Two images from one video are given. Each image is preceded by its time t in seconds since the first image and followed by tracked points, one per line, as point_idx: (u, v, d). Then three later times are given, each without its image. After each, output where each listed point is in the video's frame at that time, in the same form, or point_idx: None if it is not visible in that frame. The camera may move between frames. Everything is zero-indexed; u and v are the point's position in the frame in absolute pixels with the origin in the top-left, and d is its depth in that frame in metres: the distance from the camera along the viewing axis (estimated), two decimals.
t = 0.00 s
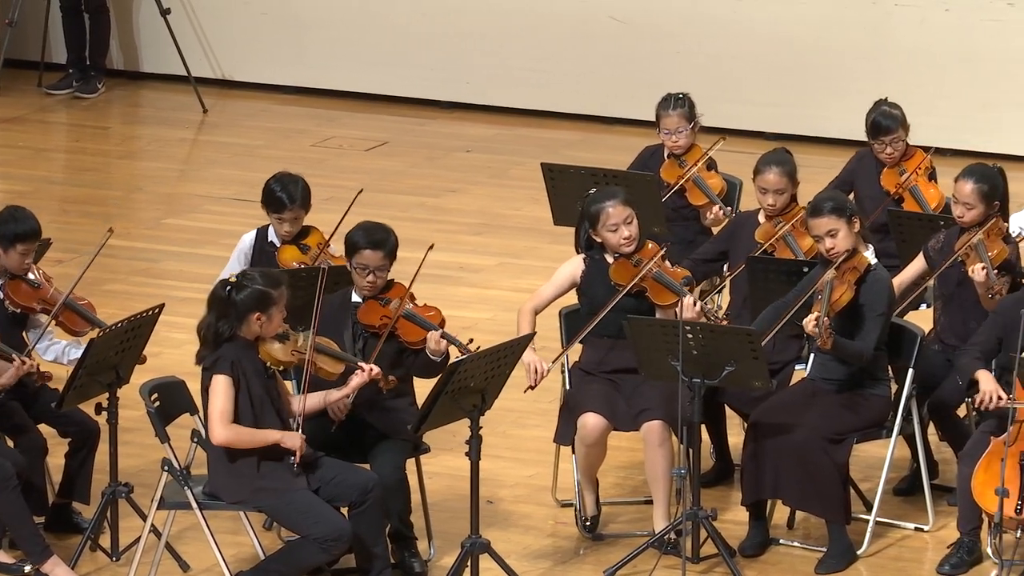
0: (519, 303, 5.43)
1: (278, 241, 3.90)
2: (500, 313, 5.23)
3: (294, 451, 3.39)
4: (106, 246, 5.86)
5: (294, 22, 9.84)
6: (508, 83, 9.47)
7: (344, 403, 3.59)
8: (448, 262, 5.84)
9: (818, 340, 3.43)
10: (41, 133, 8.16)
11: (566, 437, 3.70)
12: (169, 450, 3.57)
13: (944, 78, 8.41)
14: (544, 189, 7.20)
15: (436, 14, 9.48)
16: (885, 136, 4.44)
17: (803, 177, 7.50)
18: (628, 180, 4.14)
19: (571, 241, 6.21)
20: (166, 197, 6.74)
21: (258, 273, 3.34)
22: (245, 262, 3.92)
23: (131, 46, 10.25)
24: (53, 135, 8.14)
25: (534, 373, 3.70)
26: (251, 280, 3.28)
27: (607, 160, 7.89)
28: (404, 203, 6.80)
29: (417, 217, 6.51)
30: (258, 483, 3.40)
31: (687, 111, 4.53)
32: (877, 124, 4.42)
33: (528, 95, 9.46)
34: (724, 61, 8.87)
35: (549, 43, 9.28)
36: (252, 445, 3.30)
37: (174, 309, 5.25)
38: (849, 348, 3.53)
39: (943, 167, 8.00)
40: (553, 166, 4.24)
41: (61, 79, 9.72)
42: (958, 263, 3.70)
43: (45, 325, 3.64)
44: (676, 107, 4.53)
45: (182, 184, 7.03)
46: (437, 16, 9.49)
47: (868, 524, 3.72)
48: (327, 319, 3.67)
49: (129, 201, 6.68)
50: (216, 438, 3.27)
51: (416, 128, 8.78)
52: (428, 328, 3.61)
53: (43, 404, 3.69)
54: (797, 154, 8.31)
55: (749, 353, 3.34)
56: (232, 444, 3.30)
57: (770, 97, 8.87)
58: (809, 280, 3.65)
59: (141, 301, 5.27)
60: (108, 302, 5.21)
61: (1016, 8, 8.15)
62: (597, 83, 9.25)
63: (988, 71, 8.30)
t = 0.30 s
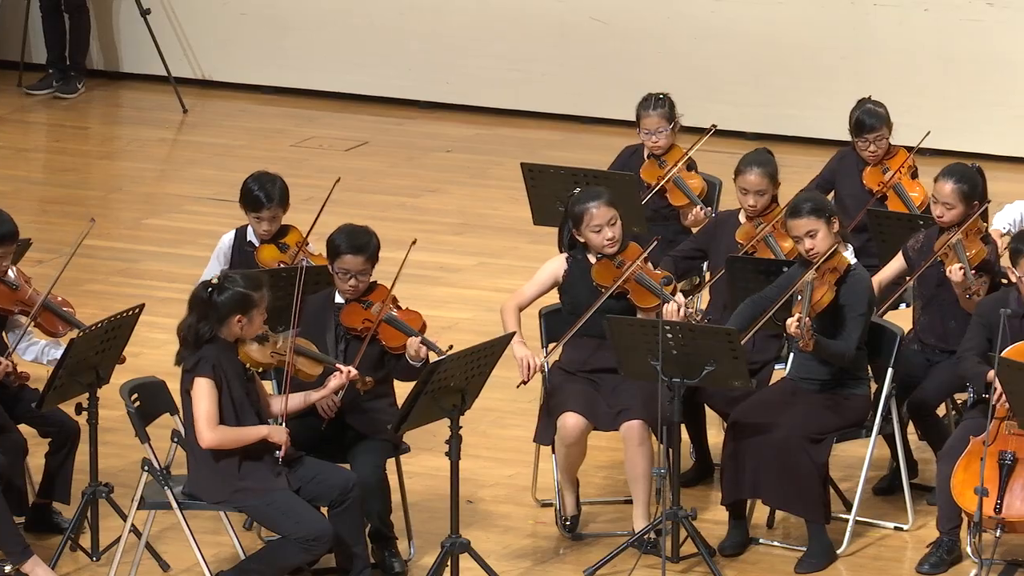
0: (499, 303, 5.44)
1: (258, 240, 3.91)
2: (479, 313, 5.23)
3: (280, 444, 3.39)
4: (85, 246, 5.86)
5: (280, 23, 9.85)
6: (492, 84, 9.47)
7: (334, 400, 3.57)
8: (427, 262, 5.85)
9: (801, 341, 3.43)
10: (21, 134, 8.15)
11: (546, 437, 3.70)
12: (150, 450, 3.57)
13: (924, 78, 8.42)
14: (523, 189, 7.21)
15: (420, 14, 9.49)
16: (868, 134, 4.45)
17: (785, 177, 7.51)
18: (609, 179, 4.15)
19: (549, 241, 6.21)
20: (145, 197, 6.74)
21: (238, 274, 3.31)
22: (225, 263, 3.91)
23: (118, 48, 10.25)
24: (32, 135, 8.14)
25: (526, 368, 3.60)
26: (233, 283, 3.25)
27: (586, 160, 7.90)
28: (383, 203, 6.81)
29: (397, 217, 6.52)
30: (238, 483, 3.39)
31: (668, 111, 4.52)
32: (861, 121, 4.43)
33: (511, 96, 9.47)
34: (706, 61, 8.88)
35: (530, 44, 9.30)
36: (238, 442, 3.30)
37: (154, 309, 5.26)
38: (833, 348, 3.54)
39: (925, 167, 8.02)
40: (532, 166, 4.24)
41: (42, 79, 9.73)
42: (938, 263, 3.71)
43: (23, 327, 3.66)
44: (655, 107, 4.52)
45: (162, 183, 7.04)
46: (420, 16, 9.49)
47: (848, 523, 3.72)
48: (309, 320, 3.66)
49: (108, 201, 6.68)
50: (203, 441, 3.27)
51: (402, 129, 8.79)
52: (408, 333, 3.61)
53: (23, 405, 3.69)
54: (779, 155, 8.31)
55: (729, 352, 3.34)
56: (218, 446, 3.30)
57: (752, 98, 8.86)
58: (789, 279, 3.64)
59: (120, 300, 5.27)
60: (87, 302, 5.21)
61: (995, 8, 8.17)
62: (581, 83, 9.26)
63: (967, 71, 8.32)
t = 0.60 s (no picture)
0: (479, 303, 5.43)
1: (237, 241, 3.92)
2: (459, 312, 5.23)
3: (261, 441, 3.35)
4: (63, 246, 5.86)
5: (264, 23, 9.84)
6: (477, 84, 9.47)
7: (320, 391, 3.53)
8: (407, 262, 5.85)
9: (783, 336, 3.44)
10: (3, 134, 8.16)
11: (526, 437, 3.69)
12: (129, 451, 3.56)
13: (904, 78, 8.40)
14: (504, 189, 7.22)
15: (404, 14, 9.49)
16: (854, 132, 4.44)
17: (765, 178, 7.50)
18: (590, 178, 4.15)
19: (529, 241, 6.21)
20: (125, 197, 6.74)
21: (219, 276, 3.27)
22: (206, 262, 3.91)
23: (106, 49, 10.25)
24: (12, 135, 8.14)
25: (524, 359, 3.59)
26: (216, 284, 3.20)
27: (567, 160, 7.90)
28: (363, 202, 6.81)
29: (377, 217, 6.52)
30: (218, 483, 3.38)
31: (648, 110, 4.51)
32: (846, 120, 4.42)
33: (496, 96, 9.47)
34: (687, 60, 8.87)
35: (513, 44, 9.29)
36: (221, 441, 3.24)
37: (134, 309, 5.26)
38: (816, 347, 3.51)
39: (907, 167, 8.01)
40: (512, 166, 4.24)
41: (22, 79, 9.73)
42: (920, 264, 3.73)
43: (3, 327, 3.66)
44: (636, 106, 4.51)
45: (141, 183, 7.04)
46: (404, 15, 9.49)
47: (828, 523, 3.72)
48: (291, 319, 3.66)
49: (88, 201, 6.68)
50: (184, 441, 3.21)
51: (388, 129, 8.79)
52: (389, 334, 3.60)
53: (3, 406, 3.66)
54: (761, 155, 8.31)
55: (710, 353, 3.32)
56: (197, 448, 3.24)
57: (733, 98, 8.85)
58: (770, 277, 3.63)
59: (100, 301, 5.27)
60: (66, 301, 5.21)
61: (974, 7, 8.15)
62: (563, 83, 9.26)
63: (947, 71, 8.31)
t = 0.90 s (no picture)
0: (463, 303, 5.44)
1: (221, 239, 3.90)
2: (441, 312, 5.23)
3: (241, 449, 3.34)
4: (46, 246, 5.87)
5: (249, 23, 9.84)
6: (465, 84, 9.47)
7: (289, 411, 3.57)
8: (390, 262, 5.85)
9: (770, 341, 3.38)
10: None
11: (509, 437, 3.69)
12: (112, 451, 3.55)
13: (886, 79, 8.41)
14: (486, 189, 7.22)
15: (389, 14, 9.48)
16: (839, 132, 4.46)
17: (748, 178, 7.51)
18: (573, 178, 4.15)
19: (512, 241, 6.22)
20: (107, 197, 6.75)
21: (197, 274, 3.28)
22: (188, 261, 3.91)
23: (95, 49, 10.24)
24: None
25: (518, 355, 3.59)
26: (193, 281, 3.21)
27: (550, 159, 7.90)
28: (345, 202, 6.82)
29: (360, 217, 6.53)
30: (200, 483, 3.37)
31: (631, 109, 4.53)
32: (833, 120, 4.44)
33: (483, 96, 9.47)
34: (672, 59, 8.87)
35: (498, 44, 9.29)
36: (200, 444, 3.24)
37: (117, 309, 5.27)
38: (802, 347, 3.46)
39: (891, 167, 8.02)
40: (495, 166, 4.24)
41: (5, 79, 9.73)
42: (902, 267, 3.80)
43: None
44: (619, 105, 4.52)
45: (123, 183, 7.04)
46: (389, 15, 9.48)
47: (811, 522, 3.73)
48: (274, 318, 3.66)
49: (71, 201, 6.68)
50: (163, 441, 3.21)
51: (374, 129, 8.79)
52: (376, 333, 3.59)
53: None
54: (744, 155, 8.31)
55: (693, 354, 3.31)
56: (177, 447, 3.23)
57: (719, 98, 8.86)
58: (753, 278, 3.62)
59: (83, 301, 5.27)
60: (49, 302, 5.21)
61: (956, 7, 8.17)
62: (547, 83, 9.26)
63: (930, 71, 8.32)
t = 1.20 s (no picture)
0: (447, 303, 5.44)
1: (207, 239, 3.91)
2: (424, 313, 5.23)
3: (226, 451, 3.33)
4: (29, 246, 5.87)
5: (235, 23, 9.83)
6: (452, 84, 9.47)
7: (279, 412, 3.57)
8: (375, 262, 5.85)
9: (755, 344, 3.38)
10: None
11: (492, 437, 3.67)
12: (96, 450, 3.54)
13: (870, 78, 8.41)
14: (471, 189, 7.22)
15: (375, 14, 9.48)
16: (823, 135, 4.48)
17: (732, 177, 7.51)
18: (555, 178, 4.15)
19: (496, 241, 6.22)
20: (91, 197, 6.75)
21: (180, 274, 3.27)
22: (173, 260, 3.91)
23: (84, 49, 10.23)
24: None
25: (513, 347, 3.56)
26: (175, 283, 3.21)
27: (534, 159, 7.90)
28: (329, 202, 6.82)
29: (344, 217, 6.53)
30: (184, 483, 3.36)
31: (614, 108, 4.53)
32: (817, 123, 4.46)
33: (472, 96, 9.46)
34: (657, 59, 8.86)
35: (484, 43, 9.29)
36: (182, 444, 3.24)
37: (100, 309, 5.27)
38: (787, 350, 3.46)
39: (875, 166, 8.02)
40: (479, 166, 4.25)
41: None
42: (883, 268, 3.80)
43: None
44: (601, 104, 4.52)
45: (107, 183, 7.04)
46: (376, 14, 9.48)
47: (795, 522, 3.72)
48: (256, 320, 3.63)
49: (54, 201, 6.67)
50: (144, 441, 3.22)
51: (362, 128, 8.80)
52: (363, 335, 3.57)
53: None
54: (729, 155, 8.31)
55: (676, 354, 3.30)
56: (158, 447, 3.24)
57: (706, 98, 8.86)
58: (738, 278, 3.61)
59: (66, 301, 5.27)
60: (33, 302, 5.21)
61: (939, 6, 8.18)
62: (533, 82, 9.26)
63: (913, 71, 8.32)
